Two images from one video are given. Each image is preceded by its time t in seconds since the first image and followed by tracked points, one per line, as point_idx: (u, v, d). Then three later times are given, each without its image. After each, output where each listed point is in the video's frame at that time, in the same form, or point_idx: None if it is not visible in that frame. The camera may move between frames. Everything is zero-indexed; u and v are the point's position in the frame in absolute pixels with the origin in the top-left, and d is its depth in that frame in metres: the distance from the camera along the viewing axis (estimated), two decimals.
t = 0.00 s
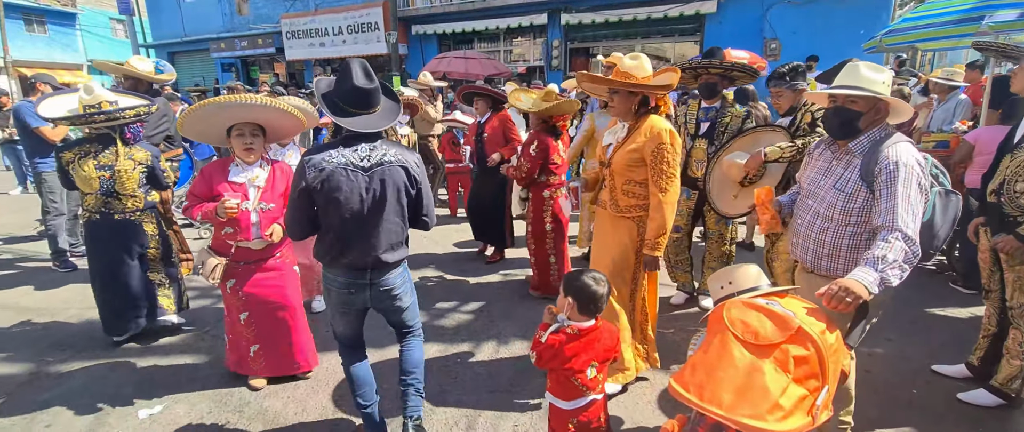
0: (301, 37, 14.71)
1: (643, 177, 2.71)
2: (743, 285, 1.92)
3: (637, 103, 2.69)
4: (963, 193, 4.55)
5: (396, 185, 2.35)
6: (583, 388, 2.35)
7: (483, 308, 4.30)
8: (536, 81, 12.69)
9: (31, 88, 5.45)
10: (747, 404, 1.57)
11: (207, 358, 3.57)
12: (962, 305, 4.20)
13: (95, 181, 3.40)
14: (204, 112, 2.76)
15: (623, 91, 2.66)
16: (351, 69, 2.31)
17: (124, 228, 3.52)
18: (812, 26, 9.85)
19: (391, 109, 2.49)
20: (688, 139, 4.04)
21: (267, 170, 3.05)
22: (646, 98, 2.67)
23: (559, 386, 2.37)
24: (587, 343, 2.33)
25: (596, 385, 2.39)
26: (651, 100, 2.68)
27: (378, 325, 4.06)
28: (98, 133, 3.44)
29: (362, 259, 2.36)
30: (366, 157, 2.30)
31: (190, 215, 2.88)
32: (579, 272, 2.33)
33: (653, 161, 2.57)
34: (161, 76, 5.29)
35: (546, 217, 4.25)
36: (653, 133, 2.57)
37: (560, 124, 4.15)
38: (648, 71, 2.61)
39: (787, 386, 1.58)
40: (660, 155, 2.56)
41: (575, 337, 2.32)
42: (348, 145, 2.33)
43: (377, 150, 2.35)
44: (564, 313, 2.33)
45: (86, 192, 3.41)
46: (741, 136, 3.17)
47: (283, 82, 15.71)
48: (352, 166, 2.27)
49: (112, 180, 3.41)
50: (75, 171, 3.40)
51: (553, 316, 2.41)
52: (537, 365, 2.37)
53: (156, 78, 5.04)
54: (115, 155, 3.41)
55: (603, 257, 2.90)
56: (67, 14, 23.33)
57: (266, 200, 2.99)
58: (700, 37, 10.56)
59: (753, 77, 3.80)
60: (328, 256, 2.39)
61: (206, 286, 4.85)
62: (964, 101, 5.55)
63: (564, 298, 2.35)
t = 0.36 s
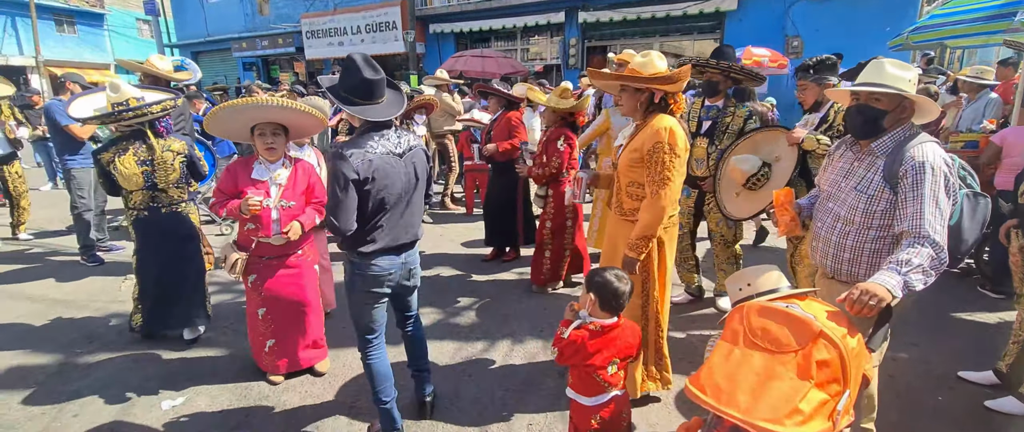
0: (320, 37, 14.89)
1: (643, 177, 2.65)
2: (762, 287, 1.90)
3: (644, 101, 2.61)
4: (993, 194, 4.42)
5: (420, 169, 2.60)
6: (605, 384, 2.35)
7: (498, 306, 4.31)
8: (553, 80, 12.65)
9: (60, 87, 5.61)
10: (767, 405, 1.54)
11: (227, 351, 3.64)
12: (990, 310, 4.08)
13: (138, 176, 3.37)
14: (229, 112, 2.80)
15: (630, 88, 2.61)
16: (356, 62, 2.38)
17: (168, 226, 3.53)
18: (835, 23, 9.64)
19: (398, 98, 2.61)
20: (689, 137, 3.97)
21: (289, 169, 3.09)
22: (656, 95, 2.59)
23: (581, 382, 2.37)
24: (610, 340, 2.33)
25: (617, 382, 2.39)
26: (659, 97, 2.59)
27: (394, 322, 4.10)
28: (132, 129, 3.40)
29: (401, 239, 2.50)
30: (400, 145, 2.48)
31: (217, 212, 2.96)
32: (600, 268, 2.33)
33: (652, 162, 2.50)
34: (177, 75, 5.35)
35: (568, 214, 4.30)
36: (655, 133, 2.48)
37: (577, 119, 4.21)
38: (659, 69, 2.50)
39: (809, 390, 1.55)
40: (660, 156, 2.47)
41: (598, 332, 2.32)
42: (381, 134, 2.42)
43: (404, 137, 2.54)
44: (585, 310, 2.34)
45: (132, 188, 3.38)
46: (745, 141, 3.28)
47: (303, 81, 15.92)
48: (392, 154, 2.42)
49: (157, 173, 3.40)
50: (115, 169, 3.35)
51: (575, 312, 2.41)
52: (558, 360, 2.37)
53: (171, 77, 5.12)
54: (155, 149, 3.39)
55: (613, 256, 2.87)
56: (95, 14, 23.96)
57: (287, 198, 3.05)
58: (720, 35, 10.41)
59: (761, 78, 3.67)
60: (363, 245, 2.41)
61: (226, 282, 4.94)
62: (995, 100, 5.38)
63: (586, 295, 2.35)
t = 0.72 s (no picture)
0: (333, 35, 15.00)
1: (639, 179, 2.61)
2: (773, 290, 1.88)
3: (651, 101, 2.59)
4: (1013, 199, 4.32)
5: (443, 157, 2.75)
6: (612, 384, 2.34)
7: (507, 305, 4.31)
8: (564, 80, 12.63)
9: (78, 83, 5.70)
10: (776, 410, 1.52)
11: (238, 345, 3.69)
12: (1008, 316, 4.00)
13: (155, 173, 3.41)
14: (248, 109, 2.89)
15: (638, 88, 2.60)
16: (384, 59, 2.53)
17: (183, 228, 3.56)
18: (852, 23, 9.51)
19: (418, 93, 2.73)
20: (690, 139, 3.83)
21: (318, 164, 3.10)
22: (663, 95, 2.56)
23: (589, 382, 2.36)
24: (620, 340, 2.32)
25: (626, 382, 2.38)
26: (665, 98, 2.55)
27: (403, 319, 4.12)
28: (154, 126, 3.44)
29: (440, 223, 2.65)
30: (429, 133, 2.64)
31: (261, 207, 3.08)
32: (610, 268, 2.33)
33: (651, 164, 2.50)
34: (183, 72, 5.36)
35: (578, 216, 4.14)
36: (656, 135, 2.48)
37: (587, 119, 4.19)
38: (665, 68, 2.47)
39: (820, 396, 1.52)
40: (658, 157, 2.46)
41: (607, 332, 2.30)
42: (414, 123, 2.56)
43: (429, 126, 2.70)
44: (594, 309, 2.33)
45: (148, 185, 3.42)
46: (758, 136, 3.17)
47: (316, 78, 16.04)
48: (428, 142, 2.57)
49: (175, 171, 3.44)
50: (133, 165, 3.39)
51: (584, 312, 2.40)
52: (566, 359, 2.37)
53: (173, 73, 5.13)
54: (176, 148, 3.44)
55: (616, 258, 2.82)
56: (114, 11, 24.36)
57: (314, 193, 3.05)
58: (734, 35, 10.32)
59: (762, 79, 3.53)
60: (412, 231, 2.51)
61: (238, 277, 5.01)
62: (1016, 103, 5.27)
63: (595, 295, 2.34)
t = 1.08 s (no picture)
0: (345, 34, 15.09)
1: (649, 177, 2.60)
2: (785, 291, 1.85)
3: (665, 105, 2.57)
4: None
5: (462, 155, 2.75)
6: (616, 384, 2.32)
7: (515, 305, 4.30)
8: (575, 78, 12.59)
9: (95, 82, 5.79)
10: (786, 412, 1.50)
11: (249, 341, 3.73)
12: None
13: (146, 171, 3.22)
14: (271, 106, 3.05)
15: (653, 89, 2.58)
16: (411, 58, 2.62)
17: (170, 233, 3.36)
18: (868, 21, 9.35)
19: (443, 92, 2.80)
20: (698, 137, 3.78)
21: (326, 162, 3.02)
22: (678, 100, 2.54)
23: (591, 380, 2.36)
24: (626, 341, 2.30)
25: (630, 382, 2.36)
26: (680, 102, 2.54)
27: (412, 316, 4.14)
28: (155, 123, 3.28)
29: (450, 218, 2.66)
30: (443, 130, 2.66)
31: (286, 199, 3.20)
32: (619, 267, 2.31)
33: (664, 166, 2.49)
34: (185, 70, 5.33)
35: (591, 218, 4.14)
36: (670, 137, 2.47)
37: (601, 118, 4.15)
38: (683, 70, 2.43)
39: (832, 400, 1.49)
40: (671, 159, 2.46)
41: (613, 332, 2.29)
42: (426, 120, 2.62)
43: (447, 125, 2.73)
44: (601, 309, 2.31)
45: (135, 182, 3.22)
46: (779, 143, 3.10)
47: (328, 77, 16.15)
48: (436, 138, 2.59)
49: (166, 173, 3.25)
50: (126, 158, 3.22)
51: (591, 310, 2.39)
52: (571, 357, 2.36)
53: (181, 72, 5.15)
54: (171, 149, 3.26)
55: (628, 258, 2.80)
56: (131, 11, 24.77)
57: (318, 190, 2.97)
58: (748, 33, 10.21)
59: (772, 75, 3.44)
60: (419, 224, 2.57)
61: (250, 273, 5.06)
62: None
63: (603, 294, 2.33)
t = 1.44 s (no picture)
0: (357, 33, 15.18)
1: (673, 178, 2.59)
2: (799, 292, 1.82)
3: (677, 107, 2.54)
4: None
5: (439, 157, 2.57)
6: (624, 387, 2.30)
7: (524, 304, 4.29)
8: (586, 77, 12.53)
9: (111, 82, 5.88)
10: (799, 416, 1.47)
11: (260, 339, 3.75)
12: None
13: (156, 172, 3.24)
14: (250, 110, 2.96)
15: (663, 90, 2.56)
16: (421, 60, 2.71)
17: (178, 233, 3.37)
18: (885, 18, 9.19)
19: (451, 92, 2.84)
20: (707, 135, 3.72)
21: (314, 166, 2.98)
22: (689, 103, 2.52)
23: (600, 383, 2.34)
24: (637, 343, 2.28)
25: (639, 385, 2.34)
26: (691, 104, 2.51)
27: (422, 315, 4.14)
28: (157, 122, 3.30)
29: (418, 223, 2.57)
30: (421, 129, 2.56)
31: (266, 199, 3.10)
32: (627, 269, 2.29)
33: (688, 168, 2.47)
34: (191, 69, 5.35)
35: (598, 218, 4.09)
36: (689, 140, 2.45)
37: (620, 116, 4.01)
38: (692, 71, 2.41)
39: (847, 404, 1.46)
40: (697, 160, 2.43)
41: (623, 335, 2.27)
42: (408, 120, 2.62)
43: (429, 124, 2.60)
44: (610, 312, 2.30)
45: (145, 184, 3.25)
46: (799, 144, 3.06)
47: (340, 76, 16.26)
48: (405, 137, 2.54)
49: (173, 172, 3.26)
50: (134, 161, 3.24)
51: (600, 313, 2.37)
52: (578, 359, 2.34)
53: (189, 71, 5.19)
54: (178, 148, 3.28)
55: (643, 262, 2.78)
56: (148, 13, 25.17)
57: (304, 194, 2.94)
58: (762, 31, 10.08)
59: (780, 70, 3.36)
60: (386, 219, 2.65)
61: (262, 271, 5.10)
62: None
63: (611, 297, 2.31)
